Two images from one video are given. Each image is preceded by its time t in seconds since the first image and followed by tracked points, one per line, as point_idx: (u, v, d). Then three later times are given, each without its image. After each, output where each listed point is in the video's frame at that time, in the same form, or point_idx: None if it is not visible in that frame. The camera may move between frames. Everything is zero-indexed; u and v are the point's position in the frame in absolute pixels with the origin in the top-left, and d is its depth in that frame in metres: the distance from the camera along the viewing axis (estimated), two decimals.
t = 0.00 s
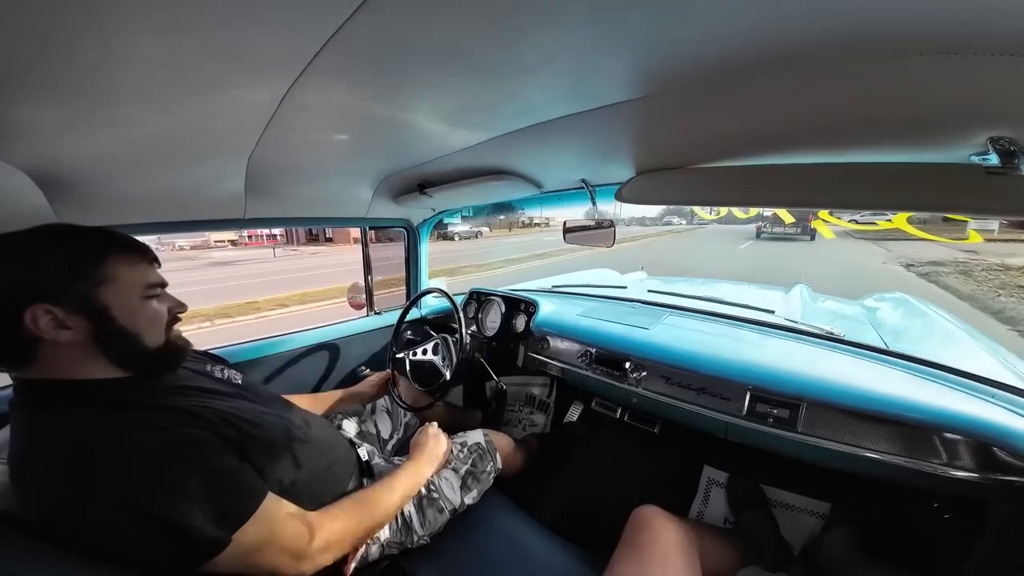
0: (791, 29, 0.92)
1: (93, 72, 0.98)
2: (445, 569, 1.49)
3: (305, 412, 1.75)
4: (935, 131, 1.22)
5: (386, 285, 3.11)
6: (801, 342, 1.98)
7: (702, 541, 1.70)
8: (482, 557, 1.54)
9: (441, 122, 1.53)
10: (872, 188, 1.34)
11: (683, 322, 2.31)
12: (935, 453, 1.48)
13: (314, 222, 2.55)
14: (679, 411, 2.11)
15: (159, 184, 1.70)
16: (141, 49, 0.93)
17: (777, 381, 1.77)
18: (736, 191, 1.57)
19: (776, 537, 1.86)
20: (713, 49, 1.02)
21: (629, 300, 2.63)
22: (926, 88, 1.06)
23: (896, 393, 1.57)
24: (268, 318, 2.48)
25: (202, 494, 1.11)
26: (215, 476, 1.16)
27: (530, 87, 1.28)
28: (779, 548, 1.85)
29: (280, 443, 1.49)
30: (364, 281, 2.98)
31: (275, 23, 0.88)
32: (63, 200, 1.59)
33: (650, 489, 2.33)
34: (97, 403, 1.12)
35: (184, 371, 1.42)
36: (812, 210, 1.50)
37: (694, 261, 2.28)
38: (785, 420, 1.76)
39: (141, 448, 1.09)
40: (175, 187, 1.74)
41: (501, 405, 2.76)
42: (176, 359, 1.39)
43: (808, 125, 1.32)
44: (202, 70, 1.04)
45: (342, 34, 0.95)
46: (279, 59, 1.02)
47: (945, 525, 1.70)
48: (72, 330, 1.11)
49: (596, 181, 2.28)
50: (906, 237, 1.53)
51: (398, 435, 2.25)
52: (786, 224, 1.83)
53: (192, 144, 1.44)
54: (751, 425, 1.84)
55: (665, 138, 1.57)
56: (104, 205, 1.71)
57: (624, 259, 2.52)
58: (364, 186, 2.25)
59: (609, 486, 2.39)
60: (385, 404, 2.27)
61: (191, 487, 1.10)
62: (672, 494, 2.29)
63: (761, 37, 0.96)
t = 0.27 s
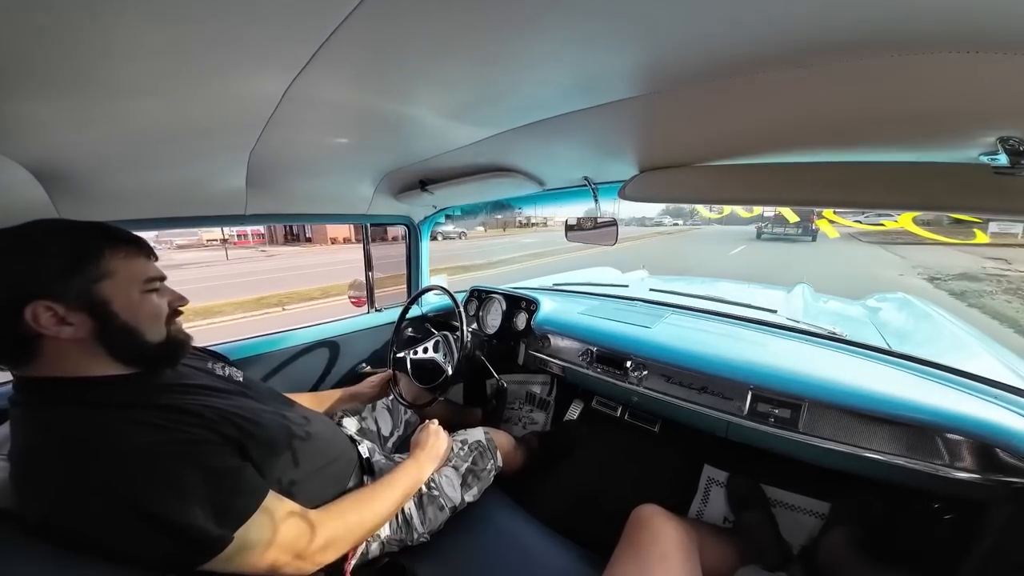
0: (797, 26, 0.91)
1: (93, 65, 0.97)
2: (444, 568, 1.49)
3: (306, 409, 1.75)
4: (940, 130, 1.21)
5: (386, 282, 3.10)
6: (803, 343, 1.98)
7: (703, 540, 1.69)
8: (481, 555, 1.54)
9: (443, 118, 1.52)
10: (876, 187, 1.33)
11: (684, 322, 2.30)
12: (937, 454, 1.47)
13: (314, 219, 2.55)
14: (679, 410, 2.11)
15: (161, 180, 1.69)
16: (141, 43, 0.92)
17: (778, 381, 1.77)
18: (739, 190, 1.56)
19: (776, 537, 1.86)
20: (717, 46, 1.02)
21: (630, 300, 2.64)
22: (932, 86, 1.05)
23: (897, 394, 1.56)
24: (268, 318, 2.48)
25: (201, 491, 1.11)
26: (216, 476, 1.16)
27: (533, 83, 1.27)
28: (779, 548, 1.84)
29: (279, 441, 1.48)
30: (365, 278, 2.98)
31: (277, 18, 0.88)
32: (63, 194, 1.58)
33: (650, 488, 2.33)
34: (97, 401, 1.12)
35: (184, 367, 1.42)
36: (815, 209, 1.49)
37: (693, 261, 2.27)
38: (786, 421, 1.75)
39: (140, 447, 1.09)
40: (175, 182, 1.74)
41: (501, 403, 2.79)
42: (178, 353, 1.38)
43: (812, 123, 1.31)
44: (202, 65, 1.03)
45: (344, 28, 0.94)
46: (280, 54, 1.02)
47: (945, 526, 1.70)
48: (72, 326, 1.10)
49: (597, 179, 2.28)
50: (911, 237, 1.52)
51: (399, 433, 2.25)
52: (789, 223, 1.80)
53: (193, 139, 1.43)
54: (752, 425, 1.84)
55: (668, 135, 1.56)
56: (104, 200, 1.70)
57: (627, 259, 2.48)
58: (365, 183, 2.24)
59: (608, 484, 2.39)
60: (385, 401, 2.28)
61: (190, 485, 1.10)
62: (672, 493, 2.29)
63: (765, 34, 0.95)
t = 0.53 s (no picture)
0: (797, 25, 0.91)
1: (96, 64, 0.98)
2: (443, 564, 1.50)
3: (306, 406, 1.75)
4: (939, 130, 1.22)
5: (386, 281, 3.11)
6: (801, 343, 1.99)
7: (700, 538, 1.70)
8: (480, 552, 1.54)
9: (443, 116, 1.52)
10: (874, 188, 1.34)
11: (683, 321, 2.31)
12: (933, 454, 1.47)
13: (314, 217, 2.55)
14: (678, 408, 2.12)
15: (161, 177, 1.69)
16: (144, 41, 0.92)
17: (775, 380, 1.78)
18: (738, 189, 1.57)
19: (773, 536, 1.86)
20: (716, 46, 1.02)
21: (630, 299, 2.64)
22: (931, 87, 1.06)
23: (895, 393, 1.57)
24: (270, 317, 2.52)
25: (202, 488, 1.11)
26: (218, 473, 1.17)
27: (534, 81, 1.27)
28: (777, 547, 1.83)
29: (279, 438, 1.49)
30: (364, 276, 2.98)
31: (280, 16, 0.88)
32: (64, 191, 1.58)
33: (648, 485, 2.34)
34: (97, 398, 1.12)
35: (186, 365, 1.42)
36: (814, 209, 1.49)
37: (693, 261, 2.27)
38: (783, 420, 1.76)
39: (142, 444, 1.09)
40: (175, 180, 1.74)
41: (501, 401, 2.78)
42: (183, 349, 1.38)
43: (812, 123, 1.32)
44: (204, 63, 1.03)
45: (346, 27, 0.94)
46: (282, 51, 1.01)
47: (940, 524, 1.71)
48: (82, 322, 1.10)
49: (597, 178, 2.28)
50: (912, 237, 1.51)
51: (399, 430, 2.26)
52: (790, 223, 1.79)
53: (194, 136, 1.43)
54: (750, 424, 1.85)
55: (668, 134, 1.56)
56: (105, 197, 1.71)
57: (627, 256, 2.50)
58: (365, 180, 2.24)
59: (607, 482, 2.40)
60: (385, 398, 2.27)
61: (192, 482, 1.11)
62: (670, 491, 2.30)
63: (764, 33, 0.95)
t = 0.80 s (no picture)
0: (796, 25, 0.91)
1: (97, 63, 0.98)
2: (443, 563, 1.50)
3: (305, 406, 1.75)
4: (939, 130, 1.22)
5: (386, 280, 3.11)
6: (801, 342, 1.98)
7: (700, 538, 1.70)
8: (480, 551, 1.54)
9: (444, 115, 1.52)
10: (874, 188, 1.34)
11: (682, 320, 2.31)
12: (932, 453, 1.47)
13: (314, 216, 2.55)
14: (677, 408, 2.12)
15: (160, 176, 1.69)
16: (144, 41, 0.92)
17: (774, 380, 1.78)
18: (738, 189, 1.57)
19: (772, 535, 1.87)
20: (716, 45, 1.02)
21: (629, 297, 2.64)
22: (930, 87, 1.06)
23: (894, 393, 1.57)
24: (268, 319, 2.51)
25: (200, 488, 1.11)
26: (216, 473, 1.16)
27: (534, 80, 1.27)
28: (776, 546, 1.84)
29: (278, 438, 1.48)
30: (364, 275, 2.98)
31: (280, 15, 0.88)
32: (64, 190, 1.58)
33: (648, 484, 2.34)
34: (94, 398, 1.12)
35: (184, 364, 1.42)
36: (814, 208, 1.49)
37: (693, 260, 2.27)
38: (782, 419, 1.76)
39: (139, 444, 1.09)
40: (176, 179, 1.74)
41: (500, 399, 2.80)
42: (182, 347, 1.36)
43: (812, 122, 1.32)
44: (204, 62, 1.03)
45: (346, 26, 0.94)
46: (282, 50, 1.01)
47: (939, 524, 1.71)
48: (70, 322, 1.09)
49: (597, 177, 2.28)
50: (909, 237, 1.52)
51: (399, 429, 2.26)
52: (790, 223, 1.79)
53: (193, 135, 1.43)
54: (749, 423, 1.85)
55: (668, 134, 1.56)
56: (105, 196, 1.71)
57: (626, 255, 2.52)
58: (364, 179, 2.24)
59: (606, 482, 2.40)
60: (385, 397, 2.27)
61: (189, 482, 1.10)
62: (670, 491, 2.30)
63: (765, 33, 0.95)
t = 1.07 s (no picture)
0: (797, 24, 0.91)
1: (100, 65, 0.98)
2: (444, 563, 1.50)
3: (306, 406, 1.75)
4: (938, 129, 1.22)
5: (386, 280, 3.11)
6: (801, 342, 1.98)
7: (700, 538, 1.70)
8: (481, 551, 1.54)
9: (444, 116, 1.52)
10: (874, 187, 1.34)
11: (683, 320, 2.31)
12: (932, 453, 1.47)
13: (314, 216, 2.55)
14: (677, 407, 2.12)
15: (161, 176, 1.69)
16: (146, 42, 0.93)
17: (775, 380, 1.78)
18: (739, 189, 1.57)
19: (772, 535, 1.87)
20: (716, 45, 1.02)
21: (629, 297, 2.63)
22: (930, 87, 1.06)
23: (894, 393, 1.57)
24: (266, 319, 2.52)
25: (201, 489, 1.11)
26: (218, 475, 1.17)
27: (534, 81, 1.27)
28: (776, 546, 1.84)
29: (279, 439, 1.49)
30: (365, 275, 2.98)
31: (282, 17, 0.88)
32: (66, 191, 1.59)
33: (648, 484, 2.34)
34: (96, 399, 1.13)
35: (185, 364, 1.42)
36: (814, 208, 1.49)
37: (692, 260, 2.28)
38: (782, 419, 1.76)
39: (140, 445, 1.09)
40: (177, 179, 1.74)
41: (500, 399, 2.81)
42: (183, 347, 1.36)
43: (812, 122, 1.32)
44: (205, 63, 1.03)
45: (348, 27, 0.94)
46: (284, 51, 1.02)
47: (940, 523, 1.71)
48: (72, 323, 1.09)
49: (597, 177, 2.28)
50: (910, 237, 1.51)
51: (399, 429, 2.27)
52: (790, 223, 1.79)
53: (195, 136, 1.43)
54: (749, 423, 1.85)
55: (669, 134, 1.56)
56: (107, 196, 1.71)
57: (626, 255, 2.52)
58: (365, 180, 2.24)
59: (607, 482, 2.40)
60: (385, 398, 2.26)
61: (190, 483, 1.11)
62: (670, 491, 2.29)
63: (765, 32, 0.95)
